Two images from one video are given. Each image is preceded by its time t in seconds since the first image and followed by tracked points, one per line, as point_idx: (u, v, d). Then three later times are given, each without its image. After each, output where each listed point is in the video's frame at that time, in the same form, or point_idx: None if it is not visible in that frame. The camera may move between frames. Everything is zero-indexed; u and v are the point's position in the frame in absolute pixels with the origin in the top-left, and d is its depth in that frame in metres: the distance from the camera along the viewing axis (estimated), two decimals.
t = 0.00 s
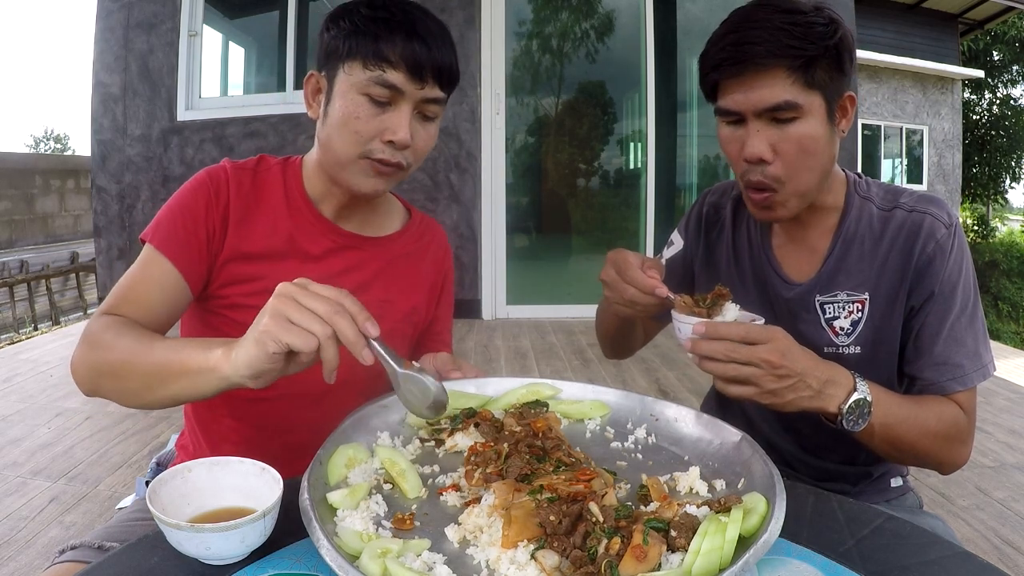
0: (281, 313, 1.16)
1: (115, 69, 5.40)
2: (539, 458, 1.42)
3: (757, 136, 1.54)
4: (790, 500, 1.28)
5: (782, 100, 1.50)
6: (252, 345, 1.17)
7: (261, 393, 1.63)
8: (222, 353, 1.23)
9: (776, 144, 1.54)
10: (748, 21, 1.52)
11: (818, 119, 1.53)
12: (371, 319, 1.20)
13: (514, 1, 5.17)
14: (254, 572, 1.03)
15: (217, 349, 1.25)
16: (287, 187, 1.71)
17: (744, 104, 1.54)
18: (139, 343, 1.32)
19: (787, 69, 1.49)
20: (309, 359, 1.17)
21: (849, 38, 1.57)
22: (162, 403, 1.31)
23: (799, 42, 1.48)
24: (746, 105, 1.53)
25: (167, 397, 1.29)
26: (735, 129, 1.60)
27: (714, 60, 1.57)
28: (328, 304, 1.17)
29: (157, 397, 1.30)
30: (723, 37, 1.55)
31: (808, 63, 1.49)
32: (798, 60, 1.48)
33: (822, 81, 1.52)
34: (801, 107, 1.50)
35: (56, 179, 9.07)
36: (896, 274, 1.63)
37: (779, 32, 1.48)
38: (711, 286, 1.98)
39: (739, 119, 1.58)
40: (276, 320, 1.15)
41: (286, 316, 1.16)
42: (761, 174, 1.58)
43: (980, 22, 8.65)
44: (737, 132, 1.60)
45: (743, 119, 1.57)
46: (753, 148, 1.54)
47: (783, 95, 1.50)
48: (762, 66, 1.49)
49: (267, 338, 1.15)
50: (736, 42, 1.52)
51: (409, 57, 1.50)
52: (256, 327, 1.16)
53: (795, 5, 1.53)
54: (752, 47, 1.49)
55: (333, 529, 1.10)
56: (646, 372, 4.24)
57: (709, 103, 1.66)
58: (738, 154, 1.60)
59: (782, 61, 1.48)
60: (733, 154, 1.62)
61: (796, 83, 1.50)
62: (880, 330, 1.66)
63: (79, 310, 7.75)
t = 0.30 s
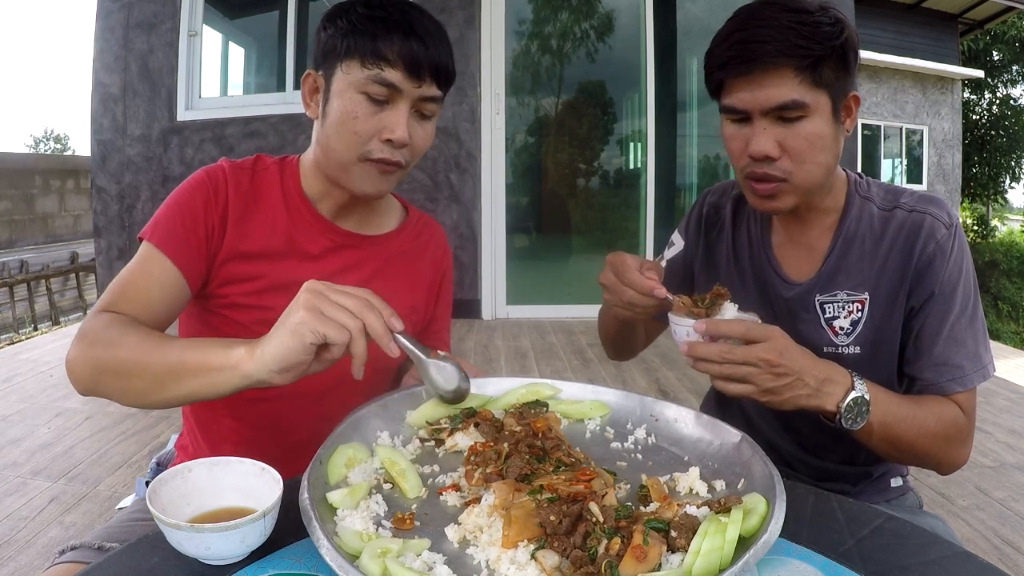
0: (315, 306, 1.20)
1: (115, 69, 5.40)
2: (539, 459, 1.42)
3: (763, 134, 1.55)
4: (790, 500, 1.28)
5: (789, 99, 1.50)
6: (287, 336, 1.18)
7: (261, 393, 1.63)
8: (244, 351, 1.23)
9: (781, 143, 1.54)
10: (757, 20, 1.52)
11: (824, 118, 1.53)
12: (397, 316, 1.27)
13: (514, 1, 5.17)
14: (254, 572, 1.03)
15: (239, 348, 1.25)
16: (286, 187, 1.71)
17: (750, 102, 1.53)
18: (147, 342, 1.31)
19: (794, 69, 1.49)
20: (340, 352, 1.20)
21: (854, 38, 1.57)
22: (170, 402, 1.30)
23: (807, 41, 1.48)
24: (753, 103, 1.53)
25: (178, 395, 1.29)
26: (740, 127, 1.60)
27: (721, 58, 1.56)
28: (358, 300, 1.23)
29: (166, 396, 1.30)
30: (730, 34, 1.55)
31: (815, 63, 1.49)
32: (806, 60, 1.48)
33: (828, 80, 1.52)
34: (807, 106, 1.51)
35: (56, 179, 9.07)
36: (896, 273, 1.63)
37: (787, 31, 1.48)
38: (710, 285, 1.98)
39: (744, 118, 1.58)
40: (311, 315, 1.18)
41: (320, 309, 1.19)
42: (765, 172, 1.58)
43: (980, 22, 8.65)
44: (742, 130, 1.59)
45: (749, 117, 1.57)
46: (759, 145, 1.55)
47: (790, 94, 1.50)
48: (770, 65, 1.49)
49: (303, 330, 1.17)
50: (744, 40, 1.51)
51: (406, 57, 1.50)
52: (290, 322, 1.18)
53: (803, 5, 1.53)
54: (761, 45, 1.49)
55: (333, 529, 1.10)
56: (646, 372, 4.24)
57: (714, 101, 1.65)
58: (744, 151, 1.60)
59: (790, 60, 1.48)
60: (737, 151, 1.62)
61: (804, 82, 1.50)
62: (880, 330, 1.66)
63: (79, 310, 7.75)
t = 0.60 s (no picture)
0: (315, 333, 1.18)
1: (115, 69, 5.40)
2: (539, 459, 1.42)
3: (762, 134, 1.55)
4: (790, 501, 1.28)
5: (788, 99, 1.50)
6: (285, 362, 1.17)
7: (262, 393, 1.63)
8: (245, 363, 1.24)
9: (780, 143, 1.54)
10: (756, 20, 1.52)
11: (824, 119, 1.53)
12: (395, 344, 1.26)
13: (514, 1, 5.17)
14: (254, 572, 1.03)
15: (239, 360, 1.25)
16: (287, 187, 1.71)
17: (750, 102, 1.53)
18: (149, 348, 1.31)
19: (793, 69, 1.49)
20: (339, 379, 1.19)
21: (855, 38, 1.57)
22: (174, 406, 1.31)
23: (806, 41, 1.48)
24: (752, 103, 1.53)
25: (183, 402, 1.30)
26: (740, 127, 1.60)
27: (721, 58, 1.56)
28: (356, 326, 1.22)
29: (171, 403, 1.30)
30: (730, 34, 1.55)
31: (815, 63, 1.49)
32: (805, 60, 1.48)
33: (828, 80, 1.52)
34: (807, 106, 1.51)
35: (56, 179, 9.07)
36: (897, 273, 1.63)
37: (787, 31, 1.48)
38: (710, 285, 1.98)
39: (744, 117, 1.58)
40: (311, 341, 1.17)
41: (317, 333, 1.18)
42: (764, 172, 1.58)
43: (980, 21, 8.65)
44: (742, 130, 1.59)
45: (749, 117, 1.57)
46: (758, 146, 1.55)
47: (789, 95, 1.50)
48: (770, 66, 1.49)
49: (302, 358, 1.16)
50: (744, 41, 1.52)
51: (407, 55, 1.50)
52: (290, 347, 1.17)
53: (803, 4, 1.53)
54: (761, 46, 1.49)
55: (333, 529, 1.10)
56: (646, 372, 4.24)
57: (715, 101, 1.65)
58: (743, 151, 1.60)
59: (789, 60, 1.48)
60: (737, 151, 1.62)
61: (803, 83, 1.50)
62: (880, 329, 1.66)
63: (79, 310, 7.75)
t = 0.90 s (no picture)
0: (301, 301, 1.18)
1: (115, 69, 5.40)
2: (539, 459, 1.42)
3: (756, 133, 1.55)
4: (790, 500, 1.28)
5: (782, 99, 1.50)
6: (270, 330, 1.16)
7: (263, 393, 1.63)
8: (226, 346, 1.24)
9: (775, 142, 1.54)
10: (751, 20, 1.52)
11: (818, 118, 1.53)
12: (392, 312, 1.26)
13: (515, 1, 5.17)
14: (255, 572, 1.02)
15: (222, 342, 1.26)
16: (286, 188, 1.71)
17: (745, 101, 1.54)
18: (134, 338, 1.31)
19: (787, 68, 1.49)
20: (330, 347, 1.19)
21: (851, 37, 1.56)
22: (158, 398, 1.30)
23: (801, 40, 1.48)
24: (747, 102, 1.54)
25: (164, 390, 1.28)
26: (736, 126, 1.60)
27: (716, 58, 1.56)
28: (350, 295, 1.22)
29: (152, 390, 1.29)
30: (725, 35, 1.55)
31: (809, 62, 1.49)
32: (799, 59, 1.48)
33: (823, 80, 1.52)
34: (801, 106, 1.51)
35: (56, 179, 9.06)
36: (895, 272, 1.63)
37: (781, 31, 1.48)
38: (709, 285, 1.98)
39: (740, 117, 1.58)
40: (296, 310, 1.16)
41: (306, 304, 1.18)
42: (759, 171, 1.58)
43: (980, 22, 8.65)
44: (738, 129, 1.59)
45: (744, 117, 1.57)
46: (753, 145, 1.55)
47: (783, 93, 1.50)
48: (763, 64, 1.49)
49: (287, 325, 1.16)
50: (738, 41, 1.52)
51: (408, 54, 1.51)
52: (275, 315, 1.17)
53: (799, 4, 1.53)
54: (755, 46, 1.49)
55: (333, 529, 1.10)
56: (646, 372, 4.24)
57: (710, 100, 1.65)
58: (738, 150, 1.60)
59: (783, 60, 1.48)
60: (732, 150, 1.62)
61: (797, 82, 1.50)
62: (879, 328, 1.65)
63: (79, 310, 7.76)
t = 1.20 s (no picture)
0: (350, 328, 1.20)
1: (115, 69, 5.40)
2: (539, 459, 1.42)
3: (751, 136, 1.55)
4: (790, 501, 1.28)
5: (775, 100, 1.50)
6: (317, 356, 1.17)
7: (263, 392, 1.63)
8: (265, 366, 1.23)
9: (770, 144, 1.54)
10: (744, 22, 1.52)
11: (813, 119, 1.53)
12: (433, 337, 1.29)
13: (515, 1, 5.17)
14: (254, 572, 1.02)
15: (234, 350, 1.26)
16: (285, 189, 1.71)
17: (738, 104, 1.54)
18: (157, 356, 1.29)
19: (780, 71, 1.49)
20: (375, 374, 1.20)
21: (845, 37, 1.56)
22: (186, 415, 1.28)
23: (793, 42, 1.48)
24: (741, 105, 1.54)
25: (194, 409, 1.27)
26: (731, 129, 1.60)
27: (710, 61, 1.56)
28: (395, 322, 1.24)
29: (180, 409, 1.28)
30: (719, 38, 1.55)
31: (801, 63, 1.49)
32: (792, 60, 1.48)
33: (817, 81, 1.52)
34: (794, 107, 1.51)
35: (56, 179, 9.06)
36: (894, 271, 1.63)
37: (773, 33, 1.48)
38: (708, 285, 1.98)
39: (734, 120, 1.59)
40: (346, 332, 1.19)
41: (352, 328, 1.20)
42: (754, 173, 1.58)
43: (980, 22, 8.65)
44: (732, 132, 1.60)
45: (738, 119, 1.57)
46: (748, 147, 1.55)
47: (776, 95, 1.50)
48: (756, 67, 1.50)
49: (337, 351, 1.17)
50: (731, 44, 1.52)
51: (404, 50, 1.51)
52: (320, 342, 1.17)
53: (791, 6, 1.53)
54: (748, 49, 1.49)
55: (333, 530, 1.10)
56: (646, 372, 4.25)
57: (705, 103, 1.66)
58: (734, 152, 1.60)
59: (776, 62, 1.48)
60: (728, 153, 1.62)
61: (790, 83, 1.50)
62: (878, 327, 1.65)
63: (79, 310, 7.76)
